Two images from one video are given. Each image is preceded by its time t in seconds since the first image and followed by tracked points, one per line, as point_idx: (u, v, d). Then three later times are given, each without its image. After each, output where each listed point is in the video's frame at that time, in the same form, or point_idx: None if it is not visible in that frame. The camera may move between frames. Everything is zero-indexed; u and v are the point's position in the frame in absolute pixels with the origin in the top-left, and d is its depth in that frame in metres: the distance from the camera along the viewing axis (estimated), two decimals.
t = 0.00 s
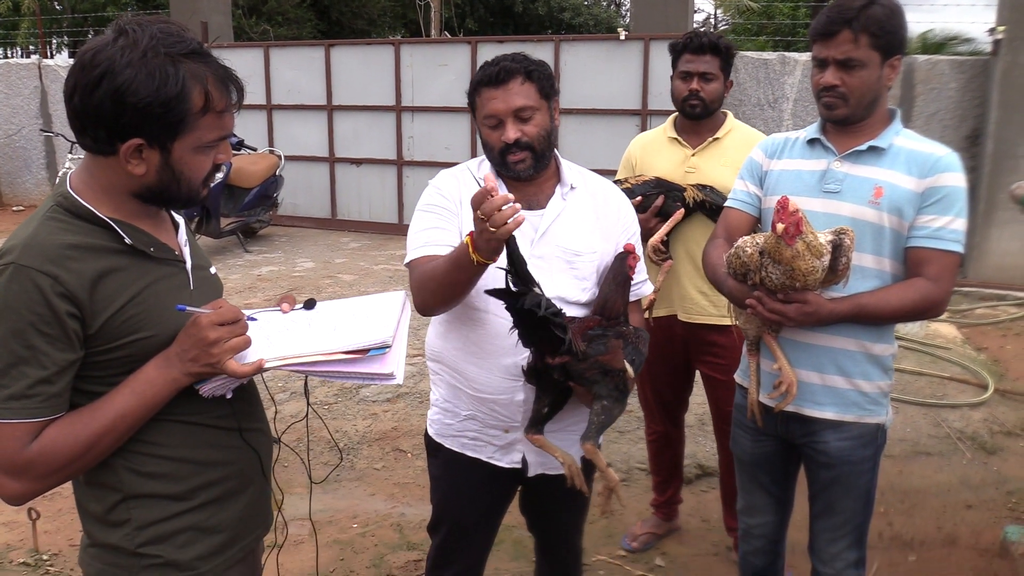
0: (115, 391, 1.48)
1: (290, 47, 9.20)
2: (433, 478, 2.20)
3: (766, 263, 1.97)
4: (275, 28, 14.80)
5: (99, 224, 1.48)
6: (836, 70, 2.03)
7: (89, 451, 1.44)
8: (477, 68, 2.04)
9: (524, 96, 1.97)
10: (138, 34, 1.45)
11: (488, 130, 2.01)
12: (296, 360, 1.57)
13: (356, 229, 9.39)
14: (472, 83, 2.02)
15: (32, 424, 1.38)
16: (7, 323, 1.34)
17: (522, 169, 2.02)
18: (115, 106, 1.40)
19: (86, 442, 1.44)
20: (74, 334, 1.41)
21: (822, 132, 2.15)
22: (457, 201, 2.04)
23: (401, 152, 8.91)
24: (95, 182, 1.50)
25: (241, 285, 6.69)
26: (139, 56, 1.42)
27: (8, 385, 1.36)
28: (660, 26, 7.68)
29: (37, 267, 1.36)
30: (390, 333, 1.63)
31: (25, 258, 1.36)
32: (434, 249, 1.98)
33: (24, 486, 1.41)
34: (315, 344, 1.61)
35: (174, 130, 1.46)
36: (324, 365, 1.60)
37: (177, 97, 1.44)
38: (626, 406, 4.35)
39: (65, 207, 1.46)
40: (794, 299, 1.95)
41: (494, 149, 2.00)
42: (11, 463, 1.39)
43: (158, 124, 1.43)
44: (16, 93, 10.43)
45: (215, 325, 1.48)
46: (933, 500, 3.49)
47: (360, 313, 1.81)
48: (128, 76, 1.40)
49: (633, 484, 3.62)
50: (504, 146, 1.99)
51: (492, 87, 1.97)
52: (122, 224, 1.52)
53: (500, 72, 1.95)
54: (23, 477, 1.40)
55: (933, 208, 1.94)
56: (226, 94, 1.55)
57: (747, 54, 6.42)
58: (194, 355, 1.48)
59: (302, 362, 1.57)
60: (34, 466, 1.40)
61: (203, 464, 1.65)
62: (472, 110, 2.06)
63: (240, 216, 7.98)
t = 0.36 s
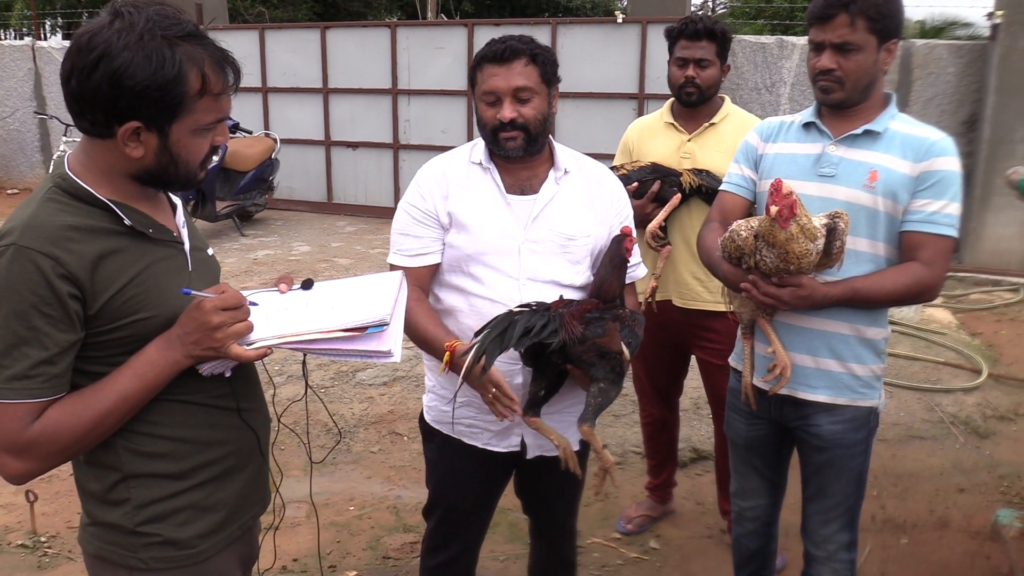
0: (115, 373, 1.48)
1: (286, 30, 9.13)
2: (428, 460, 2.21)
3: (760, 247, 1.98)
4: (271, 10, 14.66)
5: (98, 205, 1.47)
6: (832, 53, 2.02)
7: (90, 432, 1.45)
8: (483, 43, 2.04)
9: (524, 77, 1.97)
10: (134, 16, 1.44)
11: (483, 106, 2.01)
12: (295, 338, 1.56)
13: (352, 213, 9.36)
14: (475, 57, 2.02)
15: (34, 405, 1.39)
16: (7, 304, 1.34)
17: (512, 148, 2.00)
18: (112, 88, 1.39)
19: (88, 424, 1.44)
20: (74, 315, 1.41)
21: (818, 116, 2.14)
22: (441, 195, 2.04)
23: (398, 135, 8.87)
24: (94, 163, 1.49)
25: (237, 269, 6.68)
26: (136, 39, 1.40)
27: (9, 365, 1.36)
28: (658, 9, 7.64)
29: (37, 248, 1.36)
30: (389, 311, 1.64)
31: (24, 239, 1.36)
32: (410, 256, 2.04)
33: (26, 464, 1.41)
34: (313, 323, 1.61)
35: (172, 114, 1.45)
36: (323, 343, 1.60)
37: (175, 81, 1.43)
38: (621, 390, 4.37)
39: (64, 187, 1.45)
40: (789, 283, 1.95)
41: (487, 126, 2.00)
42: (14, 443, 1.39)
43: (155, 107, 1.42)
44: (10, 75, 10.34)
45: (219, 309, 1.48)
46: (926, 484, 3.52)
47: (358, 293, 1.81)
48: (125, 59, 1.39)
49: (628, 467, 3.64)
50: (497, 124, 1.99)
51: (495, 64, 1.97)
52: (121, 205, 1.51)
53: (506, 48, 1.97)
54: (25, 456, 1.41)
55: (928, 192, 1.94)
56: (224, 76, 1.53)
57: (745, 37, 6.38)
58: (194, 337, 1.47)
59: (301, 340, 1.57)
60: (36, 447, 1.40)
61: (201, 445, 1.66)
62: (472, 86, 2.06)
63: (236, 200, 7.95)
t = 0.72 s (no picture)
0: (112, 369, 1.49)
1: (282, 26, 9.11)
2: (421, 457, 2.21)
3: (754, 246, 1.99)
4: (267, 6, 14.62)
5: (94, 202, 1.47)
6: (826, 52, 2.03)
7: (87, 428, 1.45)
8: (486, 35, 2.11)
9: (503, 71, 2.00)
10: (135, 13, 1.44)
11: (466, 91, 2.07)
12: (289, 336, 1.56)
13: (348, 210, 9.35)
14: (474, 44, 2.10)
15: (30, 401, 1.39)
16: (3, 299, 1.34)
17: (476, 135, 2.04)
18: (110, 86, 1.39)
19: (84, 420, 1.44)
20: (71, 312, 1.41)
21: (812, 115, 2.15)
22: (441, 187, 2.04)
23: (394, 132, 8.86)
24: (91, 160, 1.49)
25: (233, 266, 6.67)
26: (135, 36, 1.41)
27: (5, 361, 1.37)
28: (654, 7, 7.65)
29: (34, 244, 1.36)
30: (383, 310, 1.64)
31: (21, 235, 1.36)
32: (416, 246, 2.02)
33: (22, 459, 1.42)
34: (309, 321, 1.61)
35: (170, 111, 1.45)
36: (318, 342, 1.60)
37: (173, 78, 1.43)
38: (616, 387, 4.38)
39: (60, 184, 1.46)
40: (782, 282, 1.97)
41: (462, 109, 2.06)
42: (9, 439, 1.40)
43: (153, 104, 1.42)
44: (5, 70, 10.30)
45: (217, 308, 1.48)
46: (919, 481, 3.54)
47: (354, 291, 1.81)
48: (123, 56, 1.39)
49: (622, 464, 3.66)
50: (468, 108, 2.04)
51: (485, 52, 2.03)
52: (118, 202, 1.51)
53: (497, 39, 2.03)
54: (22, 451, 1.41)
55: (921, 191, 1.95)
56: (222, 75, 1.53)
57: (741, 35, 6.39)
58: (193, 335, 1.48)
59: (296, 338, 1.57)
60: (33, 443, 1.41)
61: (196, 442, 1.66)
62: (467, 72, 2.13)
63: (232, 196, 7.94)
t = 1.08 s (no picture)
0: (107, 368, 1.48)
1: (277, 24, 9.09)
2: (417, 455, 2.21)
3: (750, 246, 1.99)
4: (262, 4, 14.59)
5: (88, 201, 1.47)
6: (824, 52, 2.03)
7: (81, 428, 1.45)
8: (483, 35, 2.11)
9: (501, 71, 2.00)
10: (129, 11, 1.44)
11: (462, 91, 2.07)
12: (286, 335, 1.55)
13: (343, 209, 9.34)
14: (472, 43, 2.09)
15: (23, 401, 1.39)
16: None
17: (473, 134, 2.04)
18: (104, 84, 1.38)
19: (78, 421, 1.44)
20: (65, 311, 1.40)
21: (808, 115, 2.15)
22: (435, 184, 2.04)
23: (389, 130, 8.85)
24: (85, 159, 1.49)
25: (228, 264, 6.66)
26: (129, 34, 1.40)
27: None
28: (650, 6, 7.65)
29: (27, 243, 1.36)
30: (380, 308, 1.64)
31: (13, 234, 1.35)
32: (413, 236, 2.00)
33: (17, 460, 1.42)
34: (306, 320, 1.61)
35: (163, 110, 1.44)
36: (314, 341, 1.59)
37: (166, 77, 1.42)
38: (611, 385, 4.38)
39: (54, 183, 1.45)
40: (777, 281, 1.97)
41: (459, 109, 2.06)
42: (2, 440, 1.39)
43: (146, 103, 1.42)
44: None
45: (219, 304, 1.50)
46: (913, 480, 3.55)
47: (350, 289, 1.81)
48: (117, 54, 1.38)
49: (618, 462, 3.67)
50: (465, 107, 2.04)
51: (482, 53, 2.02)
52: (112, 202, 1.50)
53: (495, 40, 2.03)
54: (17, 452, 1.41)
55: (917, 191, 1.96)
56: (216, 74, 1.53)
57: (736, 34, 6.40)
58: (190, 333, 1.48)
59: (293, 337, 1.56)
60: (27, 443, 1.41)
61: (192, 441, 1.65)
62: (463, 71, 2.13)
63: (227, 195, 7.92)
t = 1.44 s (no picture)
0: (105, 365, 1.47)
1: (273, 19, 9.05)
2: (415, 451, 2.21)
3: (749, 239, 1.99)
4: None
5: (85, 197, 1.46)
6: (823, 46, 2.03)
7: (80, 425, 1.44)
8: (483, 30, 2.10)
9: (504, 67, 1.99)
10: (125, 5, 1.43)
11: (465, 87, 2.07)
12: (285, 329, 1.54)
13: (339, 205, 9.32)
14: (473, 38, 2.08)
15: (22, 399, 1.38)
16: None
17: (478, 132, 2.04)
18: (101, 78, 1.37)
19: (77, 418, 1.43)
20: (63, 308, 1.39)
21: (807, 108, 2.15)
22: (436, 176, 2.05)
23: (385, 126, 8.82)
24: (81, 154, 1.48)
25: (225, 261, 6.64)
26: (125, 29, 1.39)
27: None
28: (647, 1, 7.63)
29: (23, 240, 1.35)
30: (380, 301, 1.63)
31: (10, 231, 1.34)
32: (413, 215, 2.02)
33: (16, 458, 1.41)
34: (304, 314, 1.60)
35: (160, 104, 1.43)
36: (313, 336, 1.59)
37: (163, 70, 1.41)
38: (609, 380, 4.38)
39: (50, 178, 1.44)
40: (776, 274, 1.97)
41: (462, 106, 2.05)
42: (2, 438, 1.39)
43: (143, 97, 1.41)
44: None
45: (218, 298, 1.49)
46: (910, 474, 3.56)
47: (348, 282, 1.80)
48: (113, 48, 1.37)
49: (615, 457, 3.67)
50: (469, 104, 2.03)
51: (485, 49, 2.01)
52: (108, 197, 1.49)
53: (499, 36, 2.02)
54: (16, 450, 1.40)
55: (915, 184, 1.95)
56: (213, 68, 1.52)
57: (733, 29, 6.39)
58: (190, 328, 1.47)
59: (291, 332, 1.56)
60: (26, 441, 1.40)
61: (192, 437, 1.65)
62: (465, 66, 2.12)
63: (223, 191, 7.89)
